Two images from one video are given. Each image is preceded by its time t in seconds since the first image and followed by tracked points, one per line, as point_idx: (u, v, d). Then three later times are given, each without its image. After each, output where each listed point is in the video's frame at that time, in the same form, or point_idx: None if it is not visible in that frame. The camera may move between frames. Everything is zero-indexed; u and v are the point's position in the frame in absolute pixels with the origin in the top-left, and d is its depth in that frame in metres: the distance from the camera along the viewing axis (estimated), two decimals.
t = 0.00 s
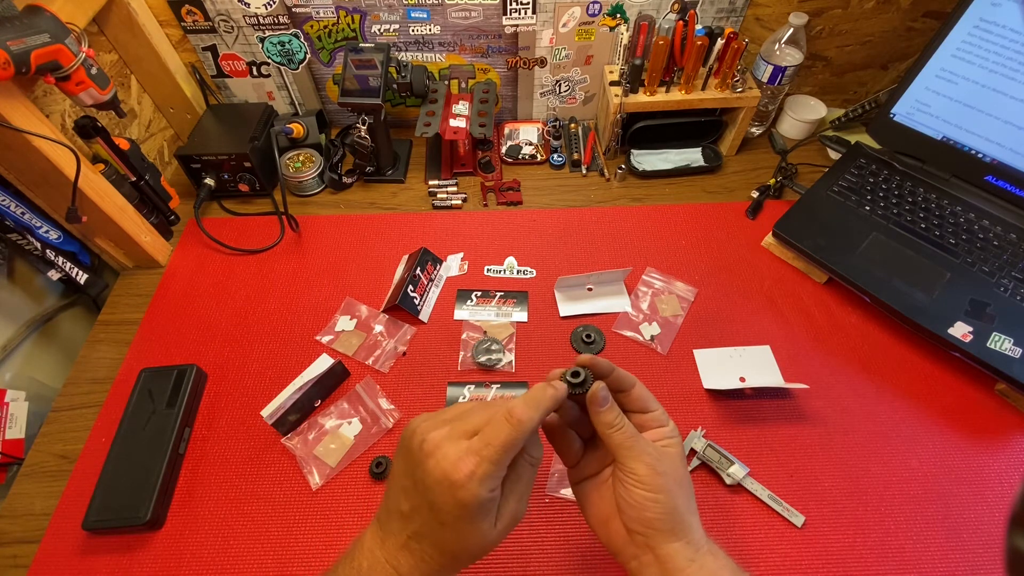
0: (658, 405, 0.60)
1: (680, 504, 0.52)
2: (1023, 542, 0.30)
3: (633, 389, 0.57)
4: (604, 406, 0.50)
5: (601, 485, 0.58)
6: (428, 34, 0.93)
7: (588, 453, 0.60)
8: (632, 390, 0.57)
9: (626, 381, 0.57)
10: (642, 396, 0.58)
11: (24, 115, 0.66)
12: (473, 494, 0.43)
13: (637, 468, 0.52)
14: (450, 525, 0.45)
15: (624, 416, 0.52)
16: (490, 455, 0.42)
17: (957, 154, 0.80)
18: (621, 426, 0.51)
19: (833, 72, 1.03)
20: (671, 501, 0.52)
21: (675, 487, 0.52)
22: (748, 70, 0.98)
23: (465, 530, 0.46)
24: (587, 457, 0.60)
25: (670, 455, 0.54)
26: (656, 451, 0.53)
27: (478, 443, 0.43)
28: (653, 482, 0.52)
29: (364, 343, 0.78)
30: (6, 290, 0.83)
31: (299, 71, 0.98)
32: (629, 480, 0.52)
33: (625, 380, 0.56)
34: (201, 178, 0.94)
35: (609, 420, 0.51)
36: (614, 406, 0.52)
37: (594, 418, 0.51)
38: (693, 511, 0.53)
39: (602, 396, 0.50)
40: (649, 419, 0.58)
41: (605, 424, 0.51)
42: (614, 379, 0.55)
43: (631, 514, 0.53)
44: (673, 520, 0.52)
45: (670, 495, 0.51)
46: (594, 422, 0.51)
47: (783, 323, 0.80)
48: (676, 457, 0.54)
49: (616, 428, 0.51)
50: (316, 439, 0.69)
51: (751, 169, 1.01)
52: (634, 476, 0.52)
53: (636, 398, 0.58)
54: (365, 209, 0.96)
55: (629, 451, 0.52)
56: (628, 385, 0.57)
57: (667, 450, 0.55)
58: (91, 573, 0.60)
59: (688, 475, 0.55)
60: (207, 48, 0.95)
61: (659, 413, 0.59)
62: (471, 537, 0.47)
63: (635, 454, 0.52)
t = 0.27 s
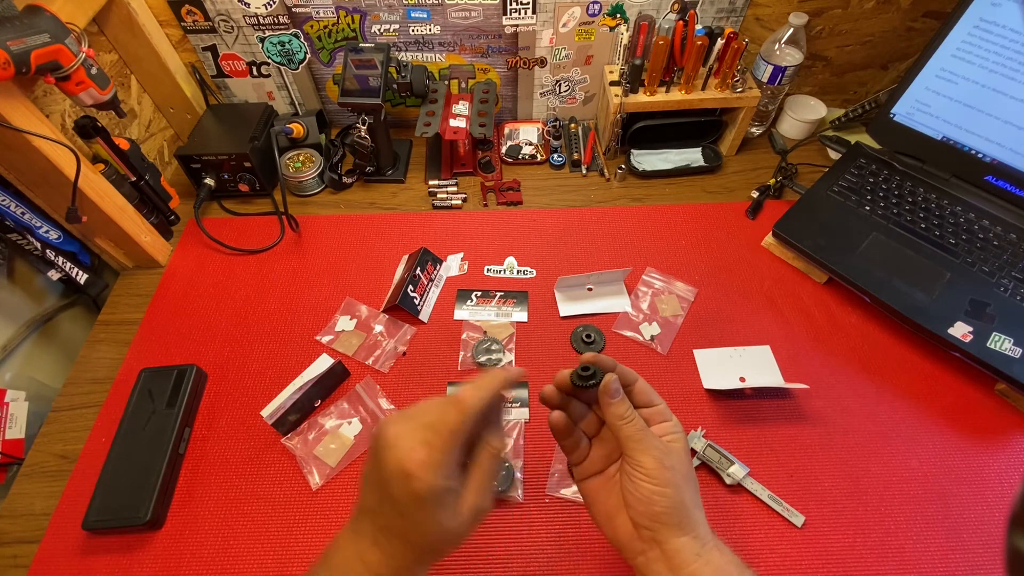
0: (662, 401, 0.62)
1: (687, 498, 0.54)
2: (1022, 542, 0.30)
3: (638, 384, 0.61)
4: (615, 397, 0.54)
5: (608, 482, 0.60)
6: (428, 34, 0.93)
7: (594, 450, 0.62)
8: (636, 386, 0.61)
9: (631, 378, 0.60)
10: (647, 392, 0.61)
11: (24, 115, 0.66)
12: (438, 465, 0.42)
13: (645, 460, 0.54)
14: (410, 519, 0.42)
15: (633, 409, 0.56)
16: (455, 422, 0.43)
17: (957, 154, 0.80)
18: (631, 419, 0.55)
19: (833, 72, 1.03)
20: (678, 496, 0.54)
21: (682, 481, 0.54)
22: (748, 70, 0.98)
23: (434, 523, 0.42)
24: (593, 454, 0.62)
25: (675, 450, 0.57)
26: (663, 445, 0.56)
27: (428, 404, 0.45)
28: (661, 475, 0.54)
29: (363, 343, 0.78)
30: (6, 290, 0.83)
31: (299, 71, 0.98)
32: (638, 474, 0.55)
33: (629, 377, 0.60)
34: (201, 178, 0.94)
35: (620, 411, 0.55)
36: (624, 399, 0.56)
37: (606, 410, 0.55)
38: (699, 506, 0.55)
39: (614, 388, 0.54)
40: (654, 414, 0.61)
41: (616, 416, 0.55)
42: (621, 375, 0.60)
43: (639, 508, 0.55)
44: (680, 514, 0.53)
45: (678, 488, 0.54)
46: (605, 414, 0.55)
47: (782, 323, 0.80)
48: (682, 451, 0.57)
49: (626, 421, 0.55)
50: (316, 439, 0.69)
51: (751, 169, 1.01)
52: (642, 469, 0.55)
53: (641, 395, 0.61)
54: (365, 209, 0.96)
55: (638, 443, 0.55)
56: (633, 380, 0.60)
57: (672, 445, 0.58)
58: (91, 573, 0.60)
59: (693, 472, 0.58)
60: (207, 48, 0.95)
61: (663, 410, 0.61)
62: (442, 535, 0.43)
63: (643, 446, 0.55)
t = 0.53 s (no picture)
0: (676, 420, 0.61)
1: (701, 522, 0.52)
2: (1023, 543, 0.30)
3: (650, 404, 0.59)
4: (622, 424, 0.52)
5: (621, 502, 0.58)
6: (428, 34, 0.93)
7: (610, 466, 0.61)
8: (647, 406, 0.59)
9: (642, 398, 0.59)
10: (658, 412, 0.60)
11: (24, 115, 0.66)
12: (307, 344, 0.56)
13: (660, 488, 0.52)
14: (309, 375, 0.55)
15: (644, 433, 0.54)
16: (304, 321, 0.58)
17: (957, 154, 0.80)
18: (643, 445, 0.53)
19: (833, 72, 1.03)
20: (693, 521, 0.51)
21: (697, 507, 0.52)
22: (748, 70, 0.98)
23: (325, 382, 0.56)
24: (608, 470, 0.61)
25: (689, 474, 0.54)
26: (678, 470, 0.53)
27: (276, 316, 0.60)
28: (676, 502, 0.51)
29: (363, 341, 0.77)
30: (6, 290, 0.83)
31: (299, 71, 0.98)
32: (652, 499, 0.52)
33: (640, 398, 0.59)
34: (201, 178, 0.94)
35: (630, 437, 0.52)
36: (633, 424, 0.53)
37: (615, 436, 0.53)
38: (713, 529, 0.53)
39: (621, 415, 0.52)
40: (665, 435, 0.60)
41: (626, 443, 0.52)
42: (630, 396, 0.58)
43: (653, 532, 0.53)
44: (693, 539, 0.51)
45: (693, 515, 0.51)
46: (615, 440, 0.53)
47: (782, 323, 0.80)
48: (694, 474, 0.56)
49: (638, 447, 0.52)
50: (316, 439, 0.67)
51: (751, 169, 1.01)
52: (655, 496, 0.52)
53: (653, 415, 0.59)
54: (365, 209, 0.96)
55: (651, 469, 0.52)
56: (644, 400, 0.59)
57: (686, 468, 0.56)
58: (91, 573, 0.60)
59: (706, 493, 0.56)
60: (207, 48, 0.95)
61: (677, 430, 0.60)
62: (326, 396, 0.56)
63: (657, 473, 0.52)
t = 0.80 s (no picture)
0: (686, 438, 0.61)
1: (713, 538, 0.52)
2: (1022, 542, 0.30)
3: (660, 424, 0.59)
4: (633, 446, 0.52)
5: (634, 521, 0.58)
6: (428, 34, 0.93)
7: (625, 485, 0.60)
8: (657, 426, 0.59)
9: (652, 418, 0.59)
10: (669, 431, 0.60)
11: (24, 115, 0.66)
12: (324, 322, 0.65)
13: (672, 505, 0.52)
14: (315, 351, 0.62)
15: (656, 453, 0.54)
16: (326, 306, 0.67)
17: (957, 154, 0.80)
18: (655, 465, 0.53)
19: (833, 72, 1.03)
20: (705, 537, 0.51)
21: (709, 523, 0.52)
22: (748, 70, 0.98)
23: (334, 357, 0.64)
24: (624, 489, 0.60)
25: (699, 491, 0.55)
26: (689, 488, 0.54)
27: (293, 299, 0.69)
28: (689, 519, 0.52)
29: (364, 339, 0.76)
30: (6, 290, 0.83)
31: (299, 71, 0.98)
32: (664, 517, 0.53)
33: (650, 417, 0.59)
34: (201, 178, 0.94)
35: (643, 458, 0.53)
36: (645, 445, 0.54)
37: (628, 457, 0.53)
38: (724, 544, 0.53)
39: (632, 437, 0.52)
40: (675, 453, 0.60)
41: (639, 464, 0.53)
42: (640, 417, 0.58)
43: (666, 549, 0.53)
44: (706, 556, 0.51)
45: (705, 531, 0.51)
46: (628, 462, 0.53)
47: (782, 323, 0.80)
48: (706, 491, 0.56)
49: (650, 467, 0.53)
50: (315, 440, 0.68)
51: (751, 169, 1.01)
52: (668, 514, 0.52)
53: (663, 435, 0.59)
54: (365, 209, 0.96)
55: (664, 488, 0.52)
56: (653, 420, 0.59)
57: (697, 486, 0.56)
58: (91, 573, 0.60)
59: (717, 511, 0.56)
60: (207, 48, 0.95)
61: (686, 448, 0.60)
62: (332, 370, 0.63)
63: (668, 492, 0.52)
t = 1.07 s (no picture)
0: (688, 448, 0.61)
1: (715, 547, 0.52)
2: (1022, 542, 0.30)
3: (661, 436, 0.59)
4: (636, 461, 0.52)
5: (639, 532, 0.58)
6: (428, 34, 0.93)
7: (631, 494, 0.60)
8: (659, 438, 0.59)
9: (653, 430, 0.59)
10: (671, 443, 0.59)
11: (24, 115, 0.66)
12: (361, 323, 0.66)
13: (675, 518, 0.52)
14: (339, 347, 0.63)
15: (657, 466, 0.54)
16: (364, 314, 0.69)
17: (957, 154, 0.80)
18: (657, 479, 0.53)
19: (833, 72, 1.03)
20: (706, 547, 0.52)
21: (711, 532, 0.52)
22: (748, 70, 0.98)
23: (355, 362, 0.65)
24: (630, 499, 0.59)
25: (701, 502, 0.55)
26: (690, 498, 0.54)
27: (333, 297, 0.70)
28: (691, 530, 0.52)
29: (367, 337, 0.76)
30: (6, 290, 0.83)
31: (299, 71, 0.98)
32: (666, 528, 0.53)
33: (650, 430, 0.59)
34: (201, 178, 0.94)
35: (645, 473, 0.52)
36: (648, 458, 0.53)
37: (629, 471, 0.53)
38: (728, 553, 0.53)
39: (635, 452, 0.52)
40: (677, 463, 0.60)
41: (640, 478, 0.53)
42: (640, 430, 0.58)
43: (670, 560, 0.53)
44: (710, 565, 0.51)
45: (706, 541, 0.52)
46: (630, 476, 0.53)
47: (782, 323, 0.81)
48: (708, 501, 0.56)
49: (652, 481, 0.53)
50: (316, 436, 0.68)
51: (751, 169, 1.01)
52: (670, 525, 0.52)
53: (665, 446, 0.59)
54: (365, 209, 0.96)
55: (666, 501, 0.52)
56: (654, 433, 0.59)
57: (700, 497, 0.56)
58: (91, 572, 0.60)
59: (719, 520, 0.56)
60: (207, 48, 0.95)
61: (688, 457, 0.60)
62: (353, 372, 0.65)
63: (670, 504, 0.52)
